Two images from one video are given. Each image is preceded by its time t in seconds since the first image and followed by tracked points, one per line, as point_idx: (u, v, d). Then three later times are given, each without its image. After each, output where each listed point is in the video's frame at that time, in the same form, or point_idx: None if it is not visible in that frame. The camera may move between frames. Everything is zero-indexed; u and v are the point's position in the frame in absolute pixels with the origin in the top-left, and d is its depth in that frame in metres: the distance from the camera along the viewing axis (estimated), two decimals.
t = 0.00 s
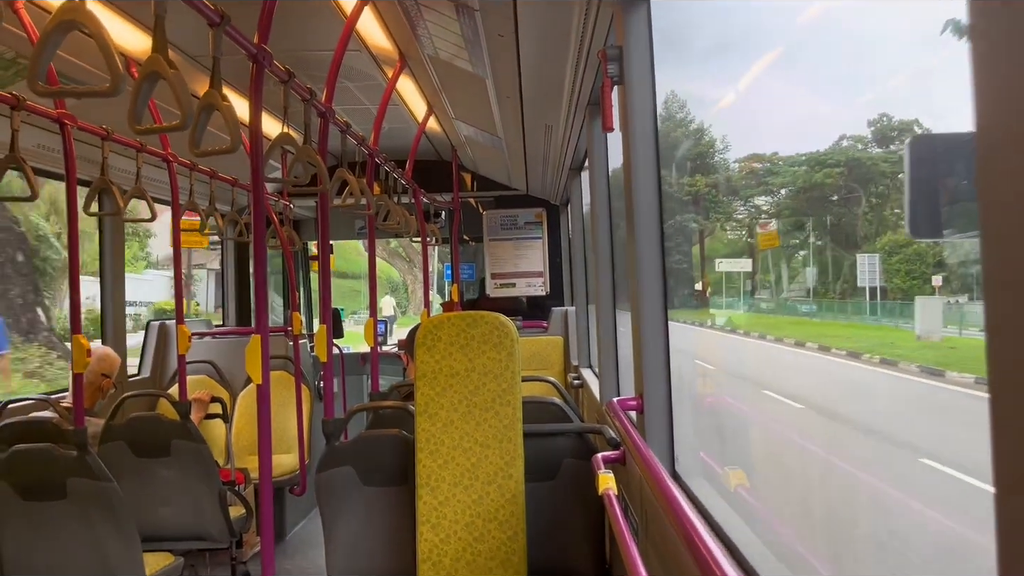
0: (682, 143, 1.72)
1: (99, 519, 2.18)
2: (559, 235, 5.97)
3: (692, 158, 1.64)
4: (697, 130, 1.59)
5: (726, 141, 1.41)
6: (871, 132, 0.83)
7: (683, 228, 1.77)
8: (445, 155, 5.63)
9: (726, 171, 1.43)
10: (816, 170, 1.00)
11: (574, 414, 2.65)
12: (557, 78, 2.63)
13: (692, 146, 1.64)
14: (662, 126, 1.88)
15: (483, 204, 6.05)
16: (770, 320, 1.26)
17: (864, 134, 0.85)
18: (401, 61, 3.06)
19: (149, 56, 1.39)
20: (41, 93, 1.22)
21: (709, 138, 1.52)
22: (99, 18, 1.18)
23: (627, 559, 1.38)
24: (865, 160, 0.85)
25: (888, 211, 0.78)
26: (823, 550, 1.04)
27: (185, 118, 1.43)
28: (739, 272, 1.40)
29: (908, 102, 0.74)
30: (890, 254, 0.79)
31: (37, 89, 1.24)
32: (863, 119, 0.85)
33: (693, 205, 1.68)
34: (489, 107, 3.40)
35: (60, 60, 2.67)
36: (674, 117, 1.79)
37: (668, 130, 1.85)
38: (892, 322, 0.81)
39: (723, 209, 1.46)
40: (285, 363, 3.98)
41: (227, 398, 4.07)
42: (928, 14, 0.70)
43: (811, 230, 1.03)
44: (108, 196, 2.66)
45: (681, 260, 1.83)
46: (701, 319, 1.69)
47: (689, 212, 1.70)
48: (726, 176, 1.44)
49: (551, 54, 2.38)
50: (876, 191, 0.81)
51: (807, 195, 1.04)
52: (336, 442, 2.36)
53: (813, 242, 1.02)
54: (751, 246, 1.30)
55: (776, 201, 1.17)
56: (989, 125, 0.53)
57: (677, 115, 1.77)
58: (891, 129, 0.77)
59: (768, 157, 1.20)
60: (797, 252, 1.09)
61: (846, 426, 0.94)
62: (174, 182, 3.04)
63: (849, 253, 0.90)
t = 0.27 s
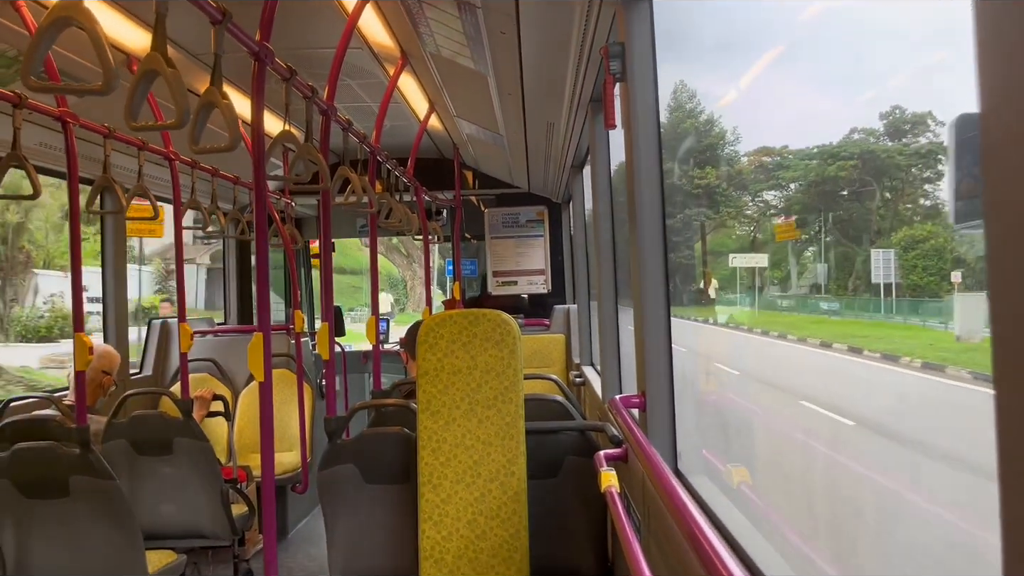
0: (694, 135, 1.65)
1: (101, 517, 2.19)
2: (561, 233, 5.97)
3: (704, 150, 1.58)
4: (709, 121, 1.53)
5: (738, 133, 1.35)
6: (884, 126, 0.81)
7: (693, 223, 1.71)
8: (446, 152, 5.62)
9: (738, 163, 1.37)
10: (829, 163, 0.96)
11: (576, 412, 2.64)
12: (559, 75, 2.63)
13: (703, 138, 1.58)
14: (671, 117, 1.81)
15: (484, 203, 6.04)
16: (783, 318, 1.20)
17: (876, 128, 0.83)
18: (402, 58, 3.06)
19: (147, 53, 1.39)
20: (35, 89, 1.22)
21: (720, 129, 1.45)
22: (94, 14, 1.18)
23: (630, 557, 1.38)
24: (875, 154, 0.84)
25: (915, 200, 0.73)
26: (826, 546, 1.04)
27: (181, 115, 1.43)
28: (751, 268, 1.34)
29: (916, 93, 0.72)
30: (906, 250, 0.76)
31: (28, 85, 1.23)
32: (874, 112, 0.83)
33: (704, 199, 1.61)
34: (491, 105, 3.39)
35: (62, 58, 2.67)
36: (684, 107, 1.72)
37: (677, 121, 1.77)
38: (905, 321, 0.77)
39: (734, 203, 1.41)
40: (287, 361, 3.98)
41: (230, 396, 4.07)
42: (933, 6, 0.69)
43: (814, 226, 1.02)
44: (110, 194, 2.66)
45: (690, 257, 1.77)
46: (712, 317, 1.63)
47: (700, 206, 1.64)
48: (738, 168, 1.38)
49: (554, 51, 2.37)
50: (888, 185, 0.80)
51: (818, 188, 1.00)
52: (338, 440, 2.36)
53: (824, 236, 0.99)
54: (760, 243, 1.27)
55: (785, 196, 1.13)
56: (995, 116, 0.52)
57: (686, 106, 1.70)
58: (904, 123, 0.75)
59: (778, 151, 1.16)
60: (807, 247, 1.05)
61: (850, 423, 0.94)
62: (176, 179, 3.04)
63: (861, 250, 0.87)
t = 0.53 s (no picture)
0: (703, 128, 1.58)
1: (102, 517, 2.19)
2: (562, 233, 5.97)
3: (713, 143, 1.52)
4: (718, 114, 1.46)
5: (748, 126, 1.29)
6: (893, 120, 0.79)
7: (700, 219, 1.66)
8: (447, 152, 5.62)
9: (747, 158, 1.32)
10: (841, 158, 0.93)
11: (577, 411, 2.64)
12: (560, 75, 2.62)
13: (712, 131, 1.52)
14: (679, 110, 1.75)
15: (485, 203, 6.04)
16: (793, 317, 1.15)
17: (887, 123, 0.80)
18: (403, 58, 3.06)
19: (151, 54, 1.39)
20: (42, 89, 1.22)
21: (730, 122, 1.39)
22: (102, 14, 1.17)
23: (631, 557, 1.38)
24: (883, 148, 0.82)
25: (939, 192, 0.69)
26: (827, 545, 1.04)
27: (190, 115, 1.42)
28: (760, 265, 1.29)
29: (919, 88, 0.72)
30: (924, 246, 0.73)
31: (38, 86, 1.23)
32: (882, 108, 0.81)
33: (713, 195, 1.55)
34: (492, 104, 3.39)
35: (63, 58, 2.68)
36: (693, 99, 1.65)
37: (685, 113, 1.71)
38: (923, 319, 0.74)
39: (744, 199, 1.35)
40: (288, 361, 3.98)
41: (230, 396, 4.07)
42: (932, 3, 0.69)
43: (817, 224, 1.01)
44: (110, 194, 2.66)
45: (697, 254, 1.71)
46: (720, 316, 1.58)
47: (708, 203, 1.58)
48: (748, 163, 1.33)
49: (554, 50, 2.37)
50: (893, 181, 0.79)
51: (829, 183, 0.97)
52: (339, 439, 2.36)
53: (836, 231, 0.95)
54: (768, 239, 1.23)
55: (794, 192, 1.09)
56: (997, 111, 0.52)
57: (695, 98, 1.63)
58: (916, 117, 0.73)
59: (786, 145, 1.12)
60: (817, 244, 1.02)
61: (852, 421, 0.94)
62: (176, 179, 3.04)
63: (873, 246, 0.84)
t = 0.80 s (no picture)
0: (710, 123, 1.53)
1: (103, 517, 2.19)
2: (562, 232, 5.97)
3: (721, 138, 1.46)
4: (726, 107, 1.41)
5: (756, 119, 1.24)
6: (903, 116, 0.76)
7: (707, 217, 1.61)
8: (447, 151, 5.62)
9: (756, 153, 1.27)
10: (851, 153, 0.90)
11: (578, 411, 2.64)
12: (560, 75, 2.62)
13: (720, 126, 1.46)
14: (686, 103, 1.69)
15: (485, 202, 6.04)
16: (804, 318, 1.11)
17: (896, 119, 0.78)
18: (403, 57, 3.06)
19: (149, 54, 1.39)
20: (41, 91, 1.21)
21: (738, 115, 1.34)
22: (97, 14, 1.17)
23: (630, 557, 1.38)
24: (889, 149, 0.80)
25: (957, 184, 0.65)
26: (826, 546, 1.04)
27: (185, 116, 1.42)
28: (768, 262, 1.24)
29: (918, 88, 0.72)
30: (938, 244, 0.69)
31: (37, 88, 1.24)
32: (891, 104, 0.78)
33: (721, 191, 1.50)
34: (492, 104, 3.39)
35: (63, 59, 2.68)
36: (700, 92, 1.59)
37: (693, 106, 1.65)
38: (936, 320, 0.71)
39: (752, 196, 1.31)
40: (289, 360, 3.99)
41: (231, 395, 4.07)
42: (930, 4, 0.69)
43: (817, 224, 1.01)
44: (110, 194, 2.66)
45: (705, 253, 1.65)
46: (728, 316, 1.53)
47: (717, 200, 1.53)
48: (756, 158, 1.28)
49: (554, 50, 2.37)
50: (893, 180, 0.79)
51: (838, 179, 0.93)
52: (340, 439, 2.36)
53: (844, 229, 0.92)
54: (775, 236, 1.19)
55: (801, 188, 1.07)
56: (991, 112, 0.52)
57: (702, 90, 1.57)
58: (926, 113, 0.71)
59: (794, 141, 1.09)
60: (825, 243, 1.00)
61: (851, 421, 0.94)
62: (177, 179, 3.03)
63: (884, 245, 0.81)
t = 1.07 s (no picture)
0: (719, 117, 1.48)
1: (106, 513, 2.19)
2: (563, 228, 5.96)
3: (728, 132, 1.43)
4: (735, 101, 1.37)
5: (764, 113, 1.20)
6: (913, 112, 0.74)
7: (716, 212, 1.56)
8: (448, 148, 5.62)
9: (765, 148, 1.22)
10: (862, 148, 0.87)
11: (579, 407, 2.64)
12: (561, 70, 2.61)
13: (729, 119, 1.42)
14: (693, 97, 1.64)
15: (486, 198, 6.03)
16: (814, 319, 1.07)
17: (905, 116, 0.76)
18: (403, 53, 3.05)
19: (147, 51, 1.39)
20: (31, 84, 1.22)
21: (746, 109, 1.30)
22: (92, 12, 1.18)
23: (632, 552, 1.38)
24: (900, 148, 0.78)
25: (973, 179, 0.61)
26: (828, 540, 1.04)
27: (180, 112, 1.42)
28: (777, 259, 1.21)
29: (916, 87, 0.73)
30: (952, 243, 0.67)
31: (28, 81, 1.23)
32: (900, 99, 0.76)
33: (729, 186, 1.45)
34: (493, 100, 3.38)
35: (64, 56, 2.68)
36: (708, 85, 1.55)
37: (700, 101, 1.61)
38: (947, 322, 0.69)
39: (761, 191, 1.27)
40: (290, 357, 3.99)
41: (232, 392, 4.08)
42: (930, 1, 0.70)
43: (817, 220, 1.02)
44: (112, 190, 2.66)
45: (712, 250, 1.60)
46: (737, 315, 1.48)
47: (726, 195, 1.48)
48: (764, 152, 1.23)
49: (555, 46, 2.36)
50: (896, 177, 0.79)
51: (849, 177, 0.91)
52: (341, 435, 2.37)
53: (853, 228, 0.90)
54: (782, 233, 1.16)
55: (808, 186, 1.04)
56: (995, 108, 0.52)
57: (710, 84, 1.53)
58: (936, 109, 0.69)
59: (801, 138, 1.06)
60: (831, 242, 0.97)
61: (852, 418, 0.94)
62: (178, 176, 3.03)
63: (896, 243, 0.79)
